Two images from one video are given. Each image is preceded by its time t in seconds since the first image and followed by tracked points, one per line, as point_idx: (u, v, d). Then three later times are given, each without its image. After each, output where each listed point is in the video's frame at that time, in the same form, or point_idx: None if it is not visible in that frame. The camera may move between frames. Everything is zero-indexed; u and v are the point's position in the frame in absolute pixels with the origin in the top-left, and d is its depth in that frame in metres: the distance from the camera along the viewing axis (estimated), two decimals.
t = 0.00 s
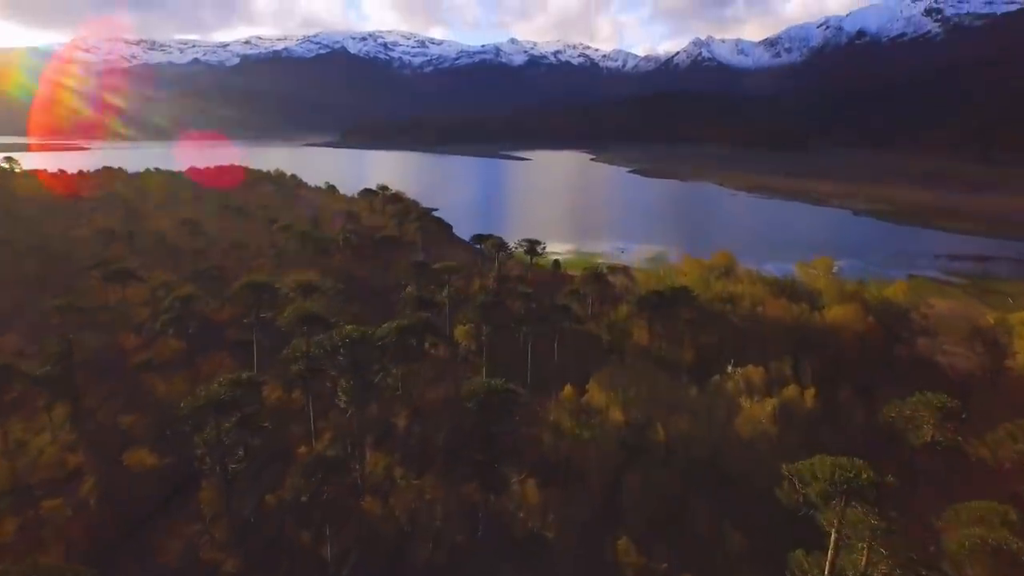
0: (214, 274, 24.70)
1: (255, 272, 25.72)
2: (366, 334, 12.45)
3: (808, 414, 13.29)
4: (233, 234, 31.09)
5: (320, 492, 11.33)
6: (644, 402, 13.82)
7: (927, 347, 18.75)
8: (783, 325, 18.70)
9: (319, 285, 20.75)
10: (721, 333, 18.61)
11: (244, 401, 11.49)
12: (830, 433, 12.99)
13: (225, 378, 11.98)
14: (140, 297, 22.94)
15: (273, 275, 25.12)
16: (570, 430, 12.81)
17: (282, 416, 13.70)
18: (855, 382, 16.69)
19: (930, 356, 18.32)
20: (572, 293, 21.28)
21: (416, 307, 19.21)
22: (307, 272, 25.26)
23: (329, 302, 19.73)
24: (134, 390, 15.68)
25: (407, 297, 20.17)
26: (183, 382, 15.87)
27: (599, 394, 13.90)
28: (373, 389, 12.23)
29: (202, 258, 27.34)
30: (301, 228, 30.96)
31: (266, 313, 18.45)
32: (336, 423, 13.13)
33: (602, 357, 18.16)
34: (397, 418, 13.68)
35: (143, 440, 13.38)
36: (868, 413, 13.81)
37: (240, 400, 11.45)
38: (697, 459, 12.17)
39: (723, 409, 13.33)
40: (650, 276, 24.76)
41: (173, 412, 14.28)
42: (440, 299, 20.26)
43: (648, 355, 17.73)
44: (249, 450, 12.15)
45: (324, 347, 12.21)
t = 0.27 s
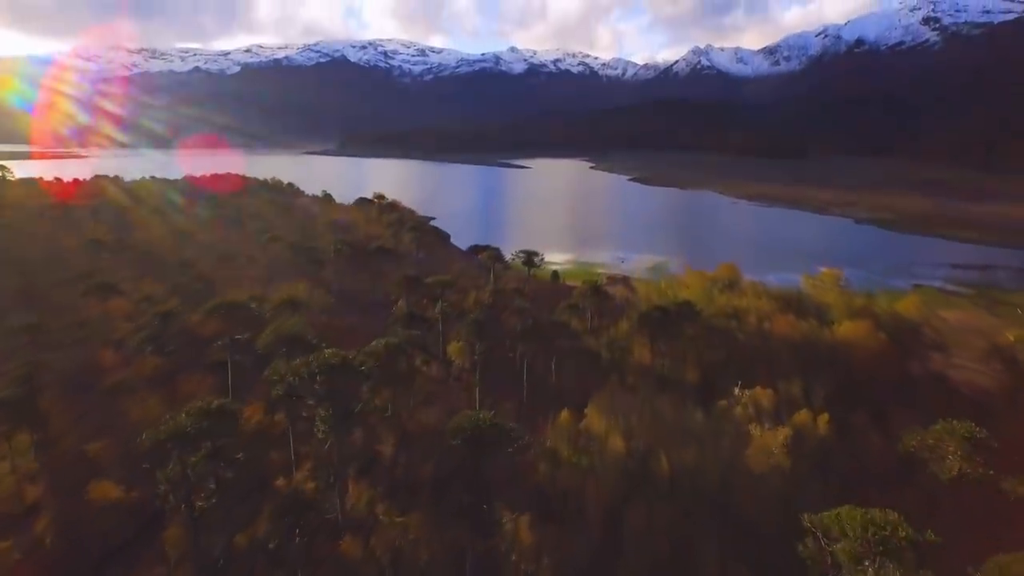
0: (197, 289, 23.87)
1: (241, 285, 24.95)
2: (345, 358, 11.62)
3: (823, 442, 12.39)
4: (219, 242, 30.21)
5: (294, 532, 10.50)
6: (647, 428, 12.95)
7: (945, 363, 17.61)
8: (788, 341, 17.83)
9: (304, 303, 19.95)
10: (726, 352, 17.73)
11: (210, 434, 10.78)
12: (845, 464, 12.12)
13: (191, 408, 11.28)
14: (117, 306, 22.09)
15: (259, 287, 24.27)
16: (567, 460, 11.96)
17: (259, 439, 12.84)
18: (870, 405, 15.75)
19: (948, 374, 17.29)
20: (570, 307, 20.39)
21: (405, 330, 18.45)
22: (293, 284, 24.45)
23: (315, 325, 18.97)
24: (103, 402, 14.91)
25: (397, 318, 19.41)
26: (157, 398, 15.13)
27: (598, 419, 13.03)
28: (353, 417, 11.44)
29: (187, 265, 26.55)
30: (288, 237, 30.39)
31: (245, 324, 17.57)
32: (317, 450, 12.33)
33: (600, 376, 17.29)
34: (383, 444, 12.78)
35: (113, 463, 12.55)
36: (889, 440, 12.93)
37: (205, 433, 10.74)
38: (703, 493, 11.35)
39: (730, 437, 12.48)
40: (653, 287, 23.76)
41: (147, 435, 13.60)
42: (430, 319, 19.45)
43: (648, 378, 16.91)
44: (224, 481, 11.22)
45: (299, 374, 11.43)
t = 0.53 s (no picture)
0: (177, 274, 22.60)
1: (221, 266, 23.56)
2: (328, 385, 10.79)
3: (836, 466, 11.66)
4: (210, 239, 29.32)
5: (264, 575, 9.62)
6: (648, 450, 12.23)
7: (983, 374, 15.33)
8: (805, 354, 16.05)
9: (292, 317, 19.22)
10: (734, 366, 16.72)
11: (181, 465, 9.94)
12: (862, 497, 11.32)
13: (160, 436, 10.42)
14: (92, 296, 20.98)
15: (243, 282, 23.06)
16: (564, 484, 11.20)
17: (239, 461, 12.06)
18: (887, 426, 14.83)
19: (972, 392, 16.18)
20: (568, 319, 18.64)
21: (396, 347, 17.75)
22: (277, 275, 22.98)
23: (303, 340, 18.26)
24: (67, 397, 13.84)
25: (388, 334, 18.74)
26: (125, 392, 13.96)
27: (598, 443, 12.23)
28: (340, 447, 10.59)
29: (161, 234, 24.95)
30: (267, 204, 27.13)
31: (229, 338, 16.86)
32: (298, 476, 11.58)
33: (600, 395, 16.54)
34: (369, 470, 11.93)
35: (78, 473, 11.64)
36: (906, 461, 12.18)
37: (174, 464, 9.90)
38: (705, 524, 10.71)
39: (737, 462, 11.71)
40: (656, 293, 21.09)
41: (114, 437, 12.60)
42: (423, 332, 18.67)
43: (650, 399, 16.17)
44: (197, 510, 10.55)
45: (277, 399, 10.59)
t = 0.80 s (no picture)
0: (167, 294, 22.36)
1: (208, 267, 22.42)
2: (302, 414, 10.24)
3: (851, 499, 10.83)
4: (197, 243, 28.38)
5: None
6: (652, 479, 11.34)
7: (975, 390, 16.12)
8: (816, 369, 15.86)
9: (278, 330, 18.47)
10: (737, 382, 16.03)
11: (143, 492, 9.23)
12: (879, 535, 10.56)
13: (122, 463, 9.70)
14: (70, 302, 20.20)
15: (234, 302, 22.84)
16: (560, 519, 10.33)
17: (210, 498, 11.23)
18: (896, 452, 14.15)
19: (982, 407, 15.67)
20: (567, 332, 18.45)
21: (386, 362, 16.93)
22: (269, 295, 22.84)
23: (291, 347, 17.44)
24: (29, 404, 13.00)
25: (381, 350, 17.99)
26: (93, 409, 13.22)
27: (597, 473, 11.38)
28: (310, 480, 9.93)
29: (154, 234, 23.67)
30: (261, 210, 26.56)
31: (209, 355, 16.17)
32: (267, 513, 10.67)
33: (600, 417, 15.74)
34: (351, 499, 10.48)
35: (33, 502, 10.95)
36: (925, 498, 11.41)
37: (134, 492, 9.15)
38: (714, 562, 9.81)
39: (746, 493, 10.84)
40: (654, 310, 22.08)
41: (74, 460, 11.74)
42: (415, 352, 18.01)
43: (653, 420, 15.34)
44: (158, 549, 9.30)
45: (246, 429, 10.01)
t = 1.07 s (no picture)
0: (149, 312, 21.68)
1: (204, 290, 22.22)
2: (268, 445, 9.48)
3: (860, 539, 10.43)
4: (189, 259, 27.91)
5: None
6: (654, 515, 10.74)
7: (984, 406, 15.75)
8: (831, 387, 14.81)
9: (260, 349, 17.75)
10: (743, 400, 15.28)
11: (94, 535, 8.41)
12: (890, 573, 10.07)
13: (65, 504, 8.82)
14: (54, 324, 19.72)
15: (221, 317, 22.14)
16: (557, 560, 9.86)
17: (179, 538, 10.46)
18: (911, 472, 13.32)
19: (999, 424, 14.94)
20: (564, 344, 18.36)
21: (371, 377, 16.15)
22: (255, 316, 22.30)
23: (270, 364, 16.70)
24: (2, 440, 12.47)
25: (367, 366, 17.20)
26: (69, 446, 12.73)
27: (594, 505, 10.84)
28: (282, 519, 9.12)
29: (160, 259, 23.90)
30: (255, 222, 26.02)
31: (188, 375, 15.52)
32: (243, 548, 10.02)
33: (597, 437, 14.95)
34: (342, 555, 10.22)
35: None
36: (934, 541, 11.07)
37: (83, 536, 8.34)
38: None
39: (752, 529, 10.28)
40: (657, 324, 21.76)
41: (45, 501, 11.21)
42: (404, 371, 17.28)
43: (654, 439, 14.52)
44: None
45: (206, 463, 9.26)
